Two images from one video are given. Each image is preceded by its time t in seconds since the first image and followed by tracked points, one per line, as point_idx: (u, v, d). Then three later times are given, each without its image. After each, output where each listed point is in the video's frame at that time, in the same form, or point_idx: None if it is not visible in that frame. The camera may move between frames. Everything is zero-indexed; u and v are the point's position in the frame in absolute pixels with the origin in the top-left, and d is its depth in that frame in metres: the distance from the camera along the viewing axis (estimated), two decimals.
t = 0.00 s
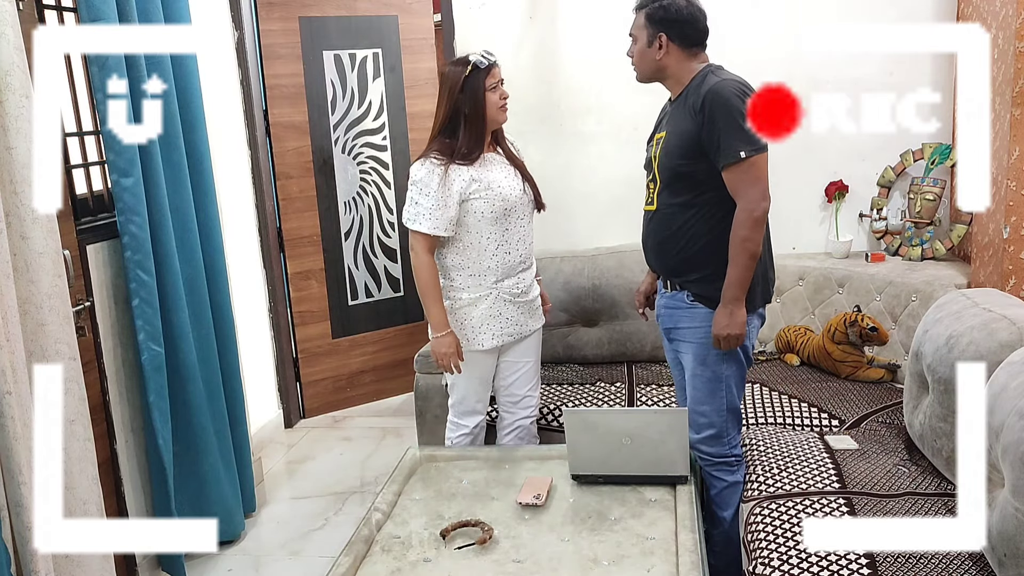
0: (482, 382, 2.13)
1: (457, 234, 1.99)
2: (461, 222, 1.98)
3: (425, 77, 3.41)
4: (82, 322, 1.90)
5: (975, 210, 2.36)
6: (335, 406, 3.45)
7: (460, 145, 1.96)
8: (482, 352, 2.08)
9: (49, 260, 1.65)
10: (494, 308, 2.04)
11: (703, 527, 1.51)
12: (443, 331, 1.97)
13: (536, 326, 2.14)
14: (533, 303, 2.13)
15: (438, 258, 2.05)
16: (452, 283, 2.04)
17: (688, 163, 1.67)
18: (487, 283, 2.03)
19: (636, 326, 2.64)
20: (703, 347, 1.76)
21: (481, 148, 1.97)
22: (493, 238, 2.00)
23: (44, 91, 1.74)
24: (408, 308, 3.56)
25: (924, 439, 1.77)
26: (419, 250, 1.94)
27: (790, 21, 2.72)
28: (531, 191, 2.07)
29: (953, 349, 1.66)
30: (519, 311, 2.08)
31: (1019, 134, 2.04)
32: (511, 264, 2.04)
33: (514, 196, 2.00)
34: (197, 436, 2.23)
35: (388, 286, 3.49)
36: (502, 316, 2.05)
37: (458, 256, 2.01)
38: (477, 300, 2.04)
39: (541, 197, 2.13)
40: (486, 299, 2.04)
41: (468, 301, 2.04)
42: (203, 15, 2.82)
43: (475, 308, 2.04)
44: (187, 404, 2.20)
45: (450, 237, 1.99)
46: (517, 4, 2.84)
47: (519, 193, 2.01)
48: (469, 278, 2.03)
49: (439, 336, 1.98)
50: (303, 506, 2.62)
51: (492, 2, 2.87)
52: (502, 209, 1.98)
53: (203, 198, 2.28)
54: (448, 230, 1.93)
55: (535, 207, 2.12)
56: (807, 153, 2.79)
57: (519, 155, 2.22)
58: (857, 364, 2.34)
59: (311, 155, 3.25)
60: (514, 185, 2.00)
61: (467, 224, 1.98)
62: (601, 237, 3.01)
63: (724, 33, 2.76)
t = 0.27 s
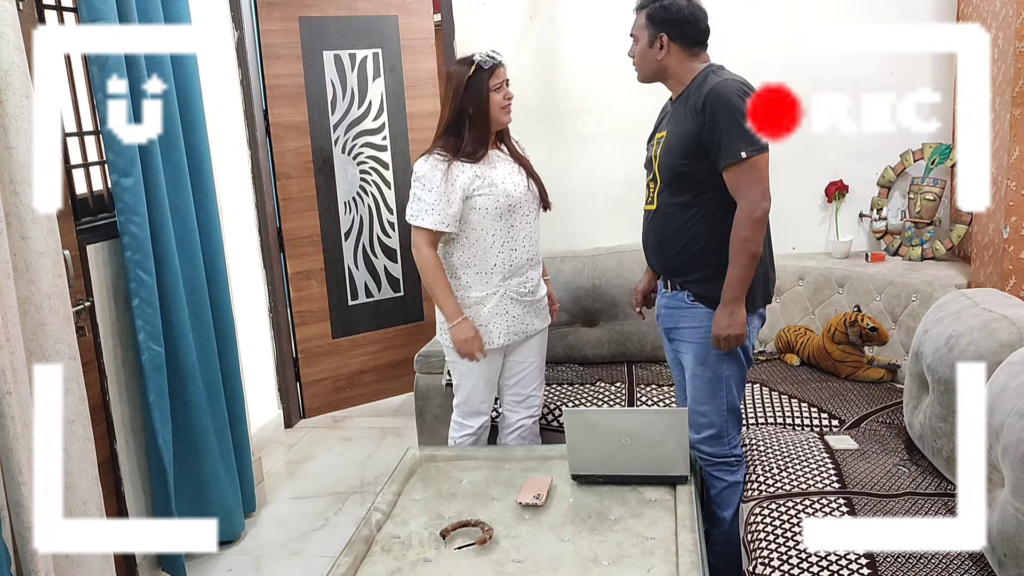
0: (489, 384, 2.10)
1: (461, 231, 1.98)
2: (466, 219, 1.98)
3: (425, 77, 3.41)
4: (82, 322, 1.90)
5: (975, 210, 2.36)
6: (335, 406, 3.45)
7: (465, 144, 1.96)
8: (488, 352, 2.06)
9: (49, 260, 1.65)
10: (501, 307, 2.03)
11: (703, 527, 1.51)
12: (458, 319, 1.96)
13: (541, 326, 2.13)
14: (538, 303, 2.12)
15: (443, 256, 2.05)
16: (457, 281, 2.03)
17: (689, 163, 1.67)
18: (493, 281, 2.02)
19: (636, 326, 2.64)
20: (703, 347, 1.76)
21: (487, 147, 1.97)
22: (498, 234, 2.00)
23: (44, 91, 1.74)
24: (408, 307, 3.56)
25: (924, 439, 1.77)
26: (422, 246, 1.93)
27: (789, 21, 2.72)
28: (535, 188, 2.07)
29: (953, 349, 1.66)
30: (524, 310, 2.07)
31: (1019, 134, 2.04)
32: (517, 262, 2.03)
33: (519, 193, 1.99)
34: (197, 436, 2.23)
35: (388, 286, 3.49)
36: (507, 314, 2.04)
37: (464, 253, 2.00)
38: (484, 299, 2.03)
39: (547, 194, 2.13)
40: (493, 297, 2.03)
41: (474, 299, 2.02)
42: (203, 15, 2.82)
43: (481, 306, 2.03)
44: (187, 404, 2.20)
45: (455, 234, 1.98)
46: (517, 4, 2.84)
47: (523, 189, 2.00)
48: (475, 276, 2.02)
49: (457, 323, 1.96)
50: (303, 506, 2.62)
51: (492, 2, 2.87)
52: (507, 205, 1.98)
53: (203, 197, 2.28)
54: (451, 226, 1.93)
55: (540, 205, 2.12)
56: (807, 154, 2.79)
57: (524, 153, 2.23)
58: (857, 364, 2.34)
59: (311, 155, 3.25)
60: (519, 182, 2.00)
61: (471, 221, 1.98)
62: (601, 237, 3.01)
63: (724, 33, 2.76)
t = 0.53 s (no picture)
0: (494, 384, 2.10)
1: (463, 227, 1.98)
2: (467, 214, 1.98)
3: (425, 77, 3.41)
4: (82, 322, 1.90)
5: (975, 211, 2.36)
6: (335, 406, 3.45)
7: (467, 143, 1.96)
8: (491, 350, 2.04)
9: (49, 260, 1.65)
10: (503, 303, 2.02)
11: (703, 527, 1.51)
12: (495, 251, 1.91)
13: (546, 326, 2.11)
14: (545, 303, 2.10)
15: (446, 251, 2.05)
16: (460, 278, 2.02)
17: (689, 162, 1.67)
18: (496, 280, 2.00)
19: (636, 326, 2.64)
20: (704, 347, 1.75)
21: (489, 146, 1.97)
22: (501, 229, 2.00)
23: (44, 91, 1.74)
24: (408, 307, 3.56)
25: (924, 438, 1.77)
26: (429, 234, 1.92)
27: (789, 21, 2.72)
28: (539, 184, 2.07)
29: (953, 349, 1.66)
30: (528, 310, 2.05)
31: (1019, 134, 2.04)
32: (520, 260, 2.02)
33: (520, 188, 1.99)
34: (197, 436, 2.23)
35: (388, 286, 3.48)
36: (511, 313, 2.02)
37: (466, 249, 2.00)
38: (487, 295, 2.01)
39: (552, 190, 2.13)
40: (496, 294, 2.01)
41: (478, 293, 2.01)
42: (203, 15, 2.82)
43: (484, 305, 2.01)
44: (187, 405, 2.20)
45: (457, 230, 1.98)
46: (517, 5, 2.84)
47: (525, 184, 2.00)
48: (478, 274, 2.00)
49: (500, 249, 1.91)
50: (303, 506, 2.62)
51: (492, 2, 2.87)
52: (508, 200, 1.98)
53: (203, 197, 2.28)
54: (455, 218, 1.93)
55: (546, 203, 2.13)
56: (806, 154, 2.79)
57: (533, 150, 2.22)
58: (857, 364, 2.34)
59: (311, 155, 3.25)
60: (521, 177, 2.00)
61: (473, 216, 1.98)
62: (601, 237, 3.01)
63: (724, 34, 2.76)
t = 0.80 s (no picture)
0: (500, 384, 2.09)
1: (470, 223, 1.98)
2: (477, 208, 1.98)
3: (425, 77, 3.41)
4: (82, 322, 1.90)
5: (975, 210, 2.36)
6: (335, 406, 3.45)
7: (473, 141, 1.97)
8: (496, 348, 2.03)
9: (49, 260, 1.65)
10: (509, 301, 2.00)
11: (703, 527, 1.51)
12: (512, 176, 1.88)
13: (553, 325, 2.10)
14: (551, 302, 2.08)
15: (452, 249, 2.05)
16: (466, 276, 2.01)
17: (690, 162, 1.67)
18: (501, 277, 2.00)
19: (636, 326, 2.64)
20: (704, 347, 1.75)
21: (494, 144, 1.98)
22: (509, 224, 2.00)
23: (44, 91, 1.74)
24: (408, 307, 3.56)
25: (924, 438, 1.77)
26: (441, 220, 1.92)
27: (789, 21, 2.72)
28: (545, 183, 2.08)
29: (953, 349, 1.66)
30: (534, 308, 2.03)
31: (1019, 134, 2.04)
32: (526, 257, 2.01)
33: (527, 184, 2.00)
34: (197, 436, 2.23)
35: (388, 287, 3.48)
36: (517, 311, 2.01)
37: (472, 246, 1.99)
38: (492, 294, 2.00)
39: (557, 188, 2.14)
40: (501, 292, 2.00)
41: (484, 291, 2.00)
42: (203, 15, 2.82)
43: (490, 302, 2.00)
44: (187, 405, 2.20)
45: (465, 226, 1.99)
46: (517, 5, 2.84)
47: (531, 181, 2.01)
48: (483, 271, 2.00)
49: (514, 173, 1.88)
50: (303, 506, 2.62)
51: (492, 2, 2.87)
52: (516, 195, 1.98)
53: (203, 197, 2.28)
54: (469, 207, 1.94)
55: (552, 202, 2.14)
56: (807, 154, 2.79)
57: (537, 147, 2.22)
58: (857, 364, 2.34)
59: (311, 155, 3.25)
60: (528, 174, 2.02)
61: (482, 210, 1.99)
62: (601, 237, 3.01)
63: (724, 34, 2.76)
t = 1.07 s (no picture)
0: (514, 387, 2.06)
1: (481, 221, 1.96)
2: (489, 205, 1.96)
3: (425, 77, 3.41)
4: (82, 322, 1.90)
5: (975, 210, 2.36)
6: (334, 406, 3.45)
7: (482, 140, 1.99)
8: (509, 349, 2.02)
9: (49, 260, 1.65)
10: (522, 300, 1.99)
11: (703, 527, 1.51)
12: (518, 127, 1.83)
13: (562, 324, 2.10)
14: (560, 300, 2.09)
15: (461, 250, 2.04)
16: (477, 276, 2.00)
17: (692, 162, 1.67)
18: (513, 276, 1.98)
19: (636, 326, 2.64)
20: (706, 347, 1.75)
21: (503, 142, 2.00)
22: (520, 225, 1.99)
23: (44, 91, 1.74)
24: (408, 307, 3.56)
25: (924, 438, 1.77)
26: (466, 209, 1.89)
27: (790, 21, 2.72)
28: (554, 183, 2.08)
29: (953, 349, 1.66)
30: (545, 306, 2.03)
31: (1019, 134, 2.04)
32: (536, 255, 2.00)
33: (537, 184, 1.99)
34: (197, 436, 2.23)
35: (388, 287, 3.48)
36: (530, 310, 2.00)
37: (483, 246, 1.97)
38: (504, 293, 1.99)
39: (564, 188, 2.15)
40: (513, 291, 1.99)
41: (497, 290, 1.99)
42: (203, 15, 2.82)
43: (502, 302, 1.99)
44: (187, 405, 2.20)
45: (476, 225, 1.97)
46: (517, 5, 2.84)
47: (541, 181, 2.00)
48: (495, 270, 1.98)
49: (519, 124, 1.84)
50: (303, 506, 2.62)
51: (492, 2, 2.87)
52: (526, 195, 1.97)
53: (203, 197, 2.28)
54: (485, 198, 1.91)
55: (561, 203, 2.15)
56: (807, 154, 2.79)
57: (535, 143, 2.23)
58: (857, 364, 2.34)
59: (311, 155, 3.25)
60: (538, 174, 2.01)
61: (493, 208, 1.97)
62: (601, 237, 3.01)
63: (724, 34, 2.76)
